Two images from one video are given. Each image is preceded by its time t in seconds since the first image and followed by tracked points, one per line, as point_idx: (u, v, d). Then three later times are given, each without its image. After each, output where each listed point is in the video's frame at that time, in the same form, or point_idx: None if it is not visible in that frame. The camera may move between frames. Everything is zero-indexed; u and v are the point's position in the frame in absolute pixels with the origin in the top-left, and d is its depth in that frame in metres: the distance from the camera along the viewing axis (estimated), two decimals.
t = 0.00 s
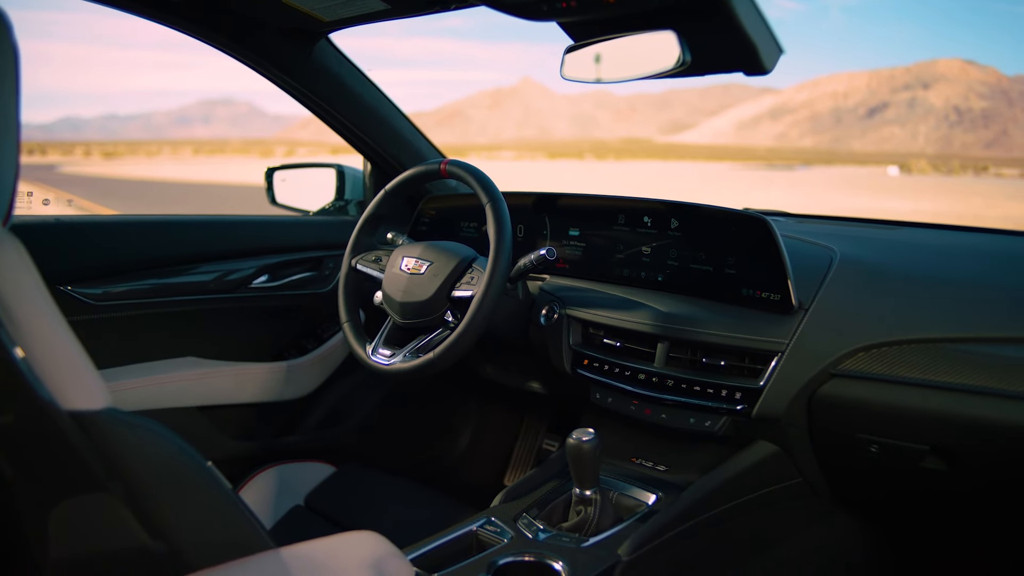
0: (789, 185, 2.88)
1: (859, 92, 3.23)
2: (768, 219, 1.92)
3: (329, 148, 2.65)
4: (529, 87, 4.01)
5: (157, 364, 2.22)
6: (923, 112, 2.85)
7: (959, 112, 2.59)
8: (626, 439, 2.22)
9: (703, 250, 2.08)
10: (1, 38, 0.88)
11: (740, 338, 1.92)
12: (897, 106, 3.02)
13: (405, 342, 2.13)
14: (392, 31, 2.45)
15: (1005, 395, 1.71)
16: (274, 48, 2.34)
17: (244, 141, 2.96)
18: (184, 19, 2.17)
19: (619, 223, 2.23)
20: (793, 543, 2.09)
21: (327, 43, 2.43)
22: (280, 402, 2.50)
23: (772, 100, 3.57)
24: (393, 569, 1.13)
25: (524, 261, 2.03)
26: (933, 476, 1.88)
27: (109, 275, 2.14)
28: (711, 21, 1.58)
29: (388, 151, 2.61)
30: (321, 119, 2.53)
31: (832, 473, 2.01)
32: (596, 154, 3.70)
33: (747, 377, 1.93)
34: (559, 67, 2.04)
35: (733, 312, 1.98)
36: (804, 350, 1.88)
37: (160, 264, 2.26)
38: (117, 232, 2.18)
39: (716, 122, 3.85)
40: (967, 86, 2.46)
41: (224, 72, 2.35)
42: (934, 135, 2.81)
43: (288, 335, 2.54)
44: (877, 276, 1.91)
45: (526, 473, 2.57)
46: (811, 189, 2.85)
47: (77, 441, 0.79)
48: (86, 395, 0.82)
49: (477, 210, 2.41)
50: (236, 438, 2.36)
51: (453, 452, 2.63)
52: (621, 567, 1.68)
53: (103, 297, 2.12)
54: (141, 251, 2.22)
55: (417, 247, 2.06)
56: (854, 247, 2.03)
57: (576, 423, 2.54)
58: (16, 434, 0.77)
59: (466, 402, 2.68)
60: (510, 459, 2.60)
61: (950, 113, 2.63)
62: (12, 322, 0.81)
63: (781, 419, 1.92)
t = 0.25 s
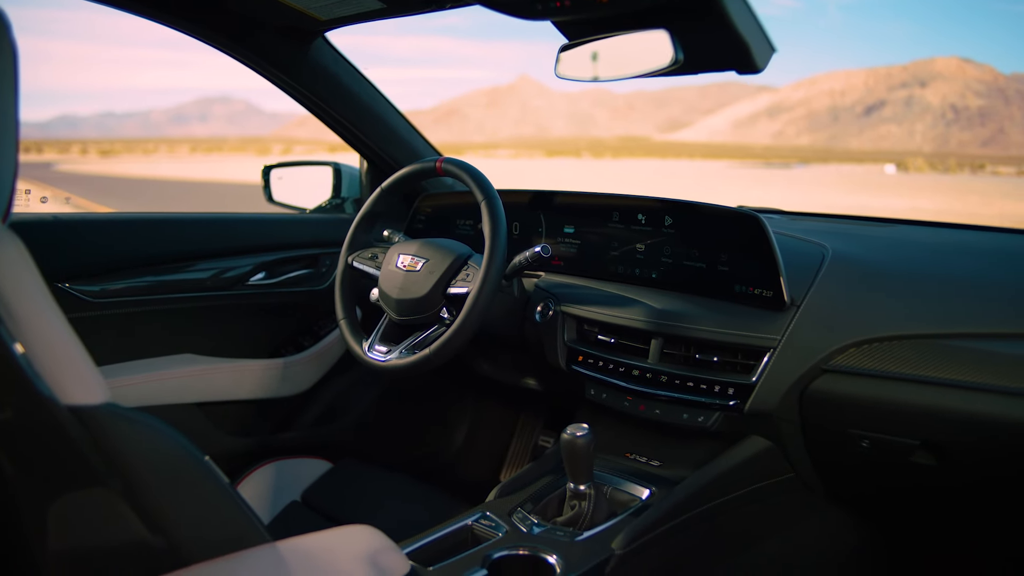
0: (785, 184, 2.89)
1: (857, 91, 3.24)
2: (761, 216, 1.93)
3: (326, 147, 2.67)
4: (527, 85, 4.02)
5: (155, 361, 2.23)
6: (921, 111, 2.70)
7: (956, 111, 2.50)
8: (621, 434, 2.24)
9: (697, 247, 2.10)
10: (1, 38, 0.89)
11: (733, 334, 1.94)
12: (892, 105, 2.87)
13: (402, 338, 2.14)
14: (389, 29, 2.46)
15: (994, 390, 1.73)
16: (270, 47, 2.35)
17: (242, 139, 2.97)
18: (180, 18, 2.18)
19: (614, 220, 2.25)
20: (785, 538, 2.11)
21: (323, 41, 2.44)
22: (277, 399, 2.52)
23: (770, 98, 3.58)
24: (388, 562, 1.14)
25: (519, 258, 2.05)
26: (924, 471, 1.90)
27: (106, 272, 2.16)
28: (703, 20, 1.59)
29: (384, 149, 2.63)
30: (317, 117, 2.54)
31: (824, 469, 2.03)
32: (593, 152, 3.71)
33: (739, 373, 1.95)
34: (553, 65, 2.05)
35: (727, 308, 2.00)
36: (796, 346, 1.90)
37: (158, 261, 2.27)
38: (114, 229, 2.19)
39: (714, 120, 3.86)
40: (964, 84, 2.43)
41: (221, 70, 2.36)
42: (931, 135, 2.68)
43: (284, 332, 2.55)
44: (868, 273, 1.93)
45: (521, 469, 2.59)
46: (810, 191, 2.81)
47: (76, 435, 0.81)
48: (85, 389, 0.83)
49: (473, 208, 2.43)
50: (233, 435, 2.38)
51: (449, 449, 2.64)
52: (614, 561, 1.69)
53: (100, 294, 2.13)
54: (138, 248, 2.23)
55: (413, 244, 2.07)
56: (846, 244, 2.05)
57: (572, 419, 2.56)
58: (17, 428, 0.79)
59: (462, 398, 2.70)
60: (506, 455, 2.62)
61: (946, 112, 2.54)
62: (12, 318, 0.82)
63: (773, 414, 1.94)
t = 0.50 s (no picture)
0: (781, 181, 2.91)
1: (854, 89, 3.27)
2: (754, 213, 1.95)
3: (323, 144, 2.68)
4: (524, 83, 4.04)
5: (153, 357, 2.25)
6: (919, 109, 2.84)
7: (955, 109, 2.64)
8: (615, 430, 2.25)
9: (691, 244, 2.11)
10: (1, 37, 0.91)
11: (726, 330, 1.95)
12: (891, 102, 3.07)
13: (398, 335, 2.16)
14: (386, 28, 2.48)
15: (985, 384, 1.75)
16: (268, 45, 2.36)
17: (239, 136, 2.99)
18: (177, 16, 2.19)
19: (609, 218, 2.26)
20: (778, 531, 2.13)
21: (320, 39, 2.46)
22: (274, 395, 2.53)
23: (767, 97, 3.60)
24: (385, 556, 1.15)
25: (515, 255, 2.07)
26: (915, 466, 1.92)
27: (104, 269, 2.17)
28: (696, 19, 1.61)
29: (381, 147, 2.64)
30: (315, 115, 2.55)
31: (817, 464, 2.06)
32: (591, 150, 3.73)
33: (732, 368, 1.97)
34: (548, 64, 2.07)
35: (720, 305, 2.02)
36: (789, 342, 1.92)
37: (156, 258, 2.29)
38: (112, 226, 2.21)
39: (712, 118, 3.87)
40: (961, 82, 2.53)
41: (218, 68, 2.37)
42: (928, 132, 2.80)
43: (282, 329, 2.57)
44: (861, 269, 1.95)
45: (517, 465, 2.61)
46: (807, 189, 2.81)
47: (76, 429, 0.82)
48: (84, 383, 0.84)
49: (469, 205, 2.45)
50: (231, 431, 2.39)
51: (446, 444, 2.66)
52: (607, 555, 1.71)
53: (98, 291, 2.15)
54: (136, 246, 2.24)
55: (409, 241, 2.09)
56: (838, 241, 2.07)
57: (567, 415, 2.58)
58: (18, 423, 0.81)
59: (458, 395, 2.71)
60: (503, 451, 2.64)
61: (944, 109, 2.67)
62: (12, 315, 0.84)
63: (766, 409, 1.96)
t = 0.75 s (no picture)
0: (778, 179, 2.93)
1: (851, 86, 3.29)
2: (747, 210, 1.97)
3: (321, 142, 2.70)
4: (523, 81, 4.06)
5: (152, 354, 2.26)
6: (916, 107, 3.01)
7: (950, 108, 2.79)
8: (611, 425, 2.28)
9: (685, 241, 2.13)
10: (1, 37, 0.92)
11: (720, 326, 1.97)
12: (888, 101, 3.29)
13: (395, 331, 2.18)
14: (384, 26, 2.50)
15: (975, 379, 1.77)
16: (265, 43, 2.38)
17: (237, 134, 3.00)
18: (175, 15, 2.21)
19: (604, 215, 2.28)
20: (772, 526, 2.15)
21: (318, 38, 2.47)
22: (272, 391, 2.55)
23: (765, 95, 3.62)
24: (382, 549, 1.17)
25: (511, 252, 2.08)
26: (908, 460, 1.94)
27: (103, 266, 2.19)
28: (689, 17, 1.63)
29: (379, 145, 2.66)
30: (312, 113, 2.57)
31: (810, 458, 2.08)
32: (589, 147, 3.75)
33: (726, 364, 1.99)
34: (544, 63, 2.08)
35: (714, 301, 2.04)
36: (782, 337, 1.94)
37: (154, 255, 2.30)
38: (111, 223, 2.22)
39: (710, 117, 3.90)
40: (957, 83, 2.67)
41: (216, 67, 2.39)
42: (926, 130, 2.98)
43: (280, 325, 2.58)
44: (853, 266, 1.97)
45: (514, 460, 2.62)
46: (804, 185, 2.83)
47: (75, 423, 0.84)
48: (85, 378, 0.86)
49: (465, 202, 2.46)
50: (229, 427, 2.41)
51: (443, 440, 2.68)
52: (602, 547, 1.73)
53: (97, 288, 2.16)
54: (134, 243, 2.26)
55: (406, 239, 2.10)
56: (830, 238, 2.09)
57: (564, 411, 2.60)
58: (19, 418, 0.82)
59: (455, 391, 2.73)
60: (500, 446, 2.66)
61: (941, 109, 2.83)
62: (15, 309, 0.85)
63: (760, 405, 1.98)
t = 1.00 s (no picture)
0: (775, 176, 2.95)
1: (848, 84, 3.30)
2: (741, 208, 1.99)
3: (319, 140, 2.71)
4: (522, 79, 4.07)
5: (151, 350, 2.28)
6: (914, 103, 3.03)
7: (948, 105, 2.81)
8: (606, 421, 2.30)
9: (680, 237, 2.15)
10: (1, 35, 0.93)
11: (714, 322, 1.99)
12: (886, 98, 3.32)
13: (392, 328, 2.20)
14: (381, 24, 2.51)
15: (965, 374, 1.79)
16: (263, 41, 2.39)
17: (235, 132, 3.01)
18: (173, 13, 2.22)
19: (600, 212, 2.30)
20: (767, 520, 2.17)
21: (315, 36, 2.48)
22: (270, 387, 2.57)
23: (764, 93, 3.64)
24: (379, 542, 1.19)
25: (507, 249, 2.10)
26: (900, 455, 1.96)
27: (101, 263, 2.20)
28: (682, 16, 1.65)
29: (376, 142, 2.67)
30: (310, 111, 2.59)
31: (804, 453, 2.10)
32: (587, 145, 3.76)
33: (720, 359, 2.01)
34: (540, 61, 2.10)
35: (708, 297, 2.05)
36: (775, 333, 1.96)
37: (153, 252, 2.31)
38: (109, 221, 2.24)
39: (708, 115, 3.91)
40: (955, 79, 2.66)
41: (213, 65, 2.40)
42: (924, 127, 3.01)
43: (278, 322, 2.60)
44: (846, 262, 1.99)
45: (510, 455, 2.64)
46: (802, 183, 2.85)
47: (76, 417, 0.86)
48: (84, 373, 0.88)
49: (462, 199, 2.48)
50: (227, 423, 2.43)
51: (440, 436, 2.70)
52: (596, 541, 1.75)
53: (95, 285, 2.18)
54: (133, 240, 2.27)
55: (403, 236, 2.12)
56: (823, 234, 2.11)
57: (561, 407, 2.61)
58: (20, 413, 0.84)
59: (452, 387, 2.75)
60: (497, 442, 2.67)
61: (939, 106, 2.85)
62: (16, 305, 0.87)
63: (753, 400, 2.00)
